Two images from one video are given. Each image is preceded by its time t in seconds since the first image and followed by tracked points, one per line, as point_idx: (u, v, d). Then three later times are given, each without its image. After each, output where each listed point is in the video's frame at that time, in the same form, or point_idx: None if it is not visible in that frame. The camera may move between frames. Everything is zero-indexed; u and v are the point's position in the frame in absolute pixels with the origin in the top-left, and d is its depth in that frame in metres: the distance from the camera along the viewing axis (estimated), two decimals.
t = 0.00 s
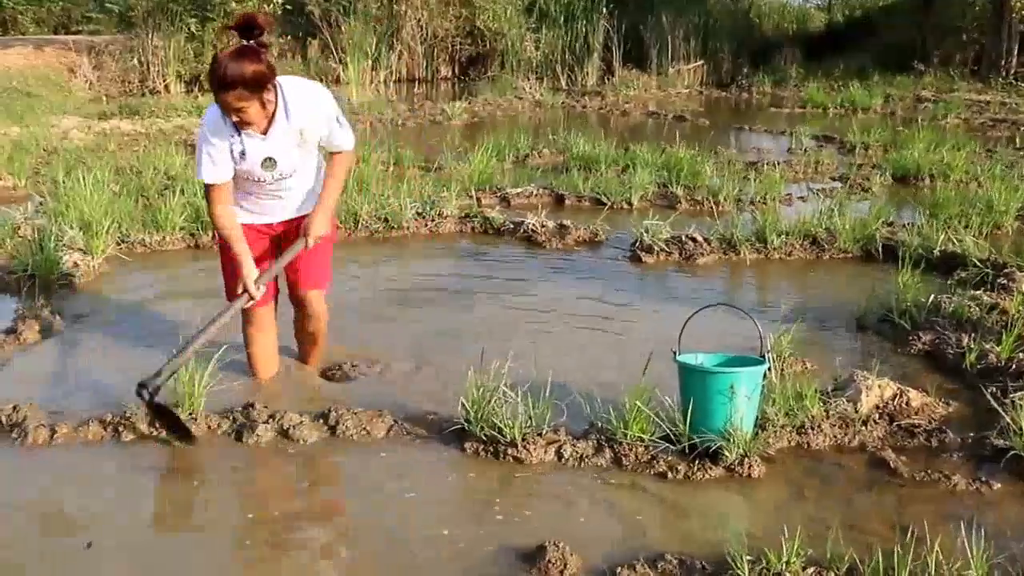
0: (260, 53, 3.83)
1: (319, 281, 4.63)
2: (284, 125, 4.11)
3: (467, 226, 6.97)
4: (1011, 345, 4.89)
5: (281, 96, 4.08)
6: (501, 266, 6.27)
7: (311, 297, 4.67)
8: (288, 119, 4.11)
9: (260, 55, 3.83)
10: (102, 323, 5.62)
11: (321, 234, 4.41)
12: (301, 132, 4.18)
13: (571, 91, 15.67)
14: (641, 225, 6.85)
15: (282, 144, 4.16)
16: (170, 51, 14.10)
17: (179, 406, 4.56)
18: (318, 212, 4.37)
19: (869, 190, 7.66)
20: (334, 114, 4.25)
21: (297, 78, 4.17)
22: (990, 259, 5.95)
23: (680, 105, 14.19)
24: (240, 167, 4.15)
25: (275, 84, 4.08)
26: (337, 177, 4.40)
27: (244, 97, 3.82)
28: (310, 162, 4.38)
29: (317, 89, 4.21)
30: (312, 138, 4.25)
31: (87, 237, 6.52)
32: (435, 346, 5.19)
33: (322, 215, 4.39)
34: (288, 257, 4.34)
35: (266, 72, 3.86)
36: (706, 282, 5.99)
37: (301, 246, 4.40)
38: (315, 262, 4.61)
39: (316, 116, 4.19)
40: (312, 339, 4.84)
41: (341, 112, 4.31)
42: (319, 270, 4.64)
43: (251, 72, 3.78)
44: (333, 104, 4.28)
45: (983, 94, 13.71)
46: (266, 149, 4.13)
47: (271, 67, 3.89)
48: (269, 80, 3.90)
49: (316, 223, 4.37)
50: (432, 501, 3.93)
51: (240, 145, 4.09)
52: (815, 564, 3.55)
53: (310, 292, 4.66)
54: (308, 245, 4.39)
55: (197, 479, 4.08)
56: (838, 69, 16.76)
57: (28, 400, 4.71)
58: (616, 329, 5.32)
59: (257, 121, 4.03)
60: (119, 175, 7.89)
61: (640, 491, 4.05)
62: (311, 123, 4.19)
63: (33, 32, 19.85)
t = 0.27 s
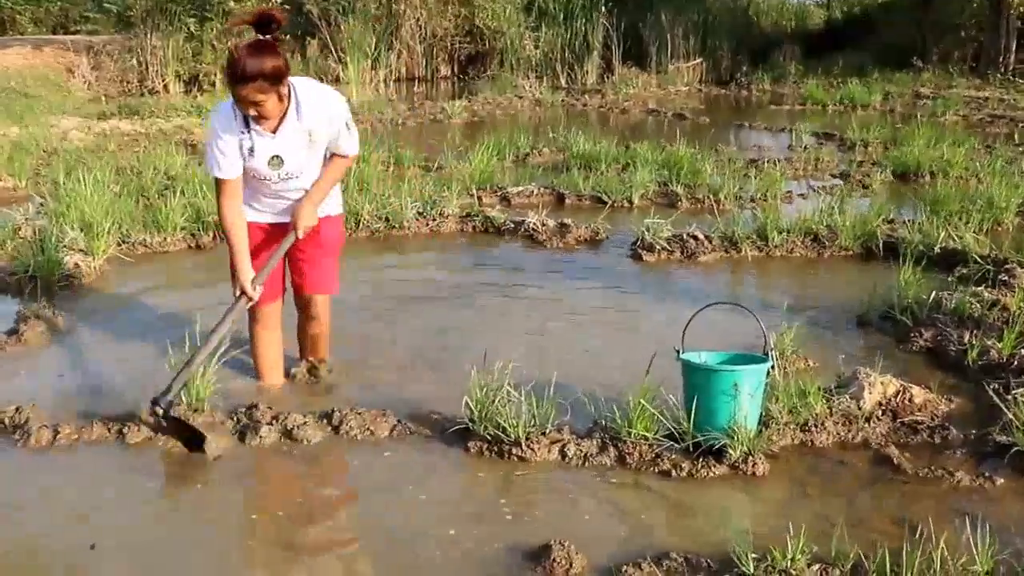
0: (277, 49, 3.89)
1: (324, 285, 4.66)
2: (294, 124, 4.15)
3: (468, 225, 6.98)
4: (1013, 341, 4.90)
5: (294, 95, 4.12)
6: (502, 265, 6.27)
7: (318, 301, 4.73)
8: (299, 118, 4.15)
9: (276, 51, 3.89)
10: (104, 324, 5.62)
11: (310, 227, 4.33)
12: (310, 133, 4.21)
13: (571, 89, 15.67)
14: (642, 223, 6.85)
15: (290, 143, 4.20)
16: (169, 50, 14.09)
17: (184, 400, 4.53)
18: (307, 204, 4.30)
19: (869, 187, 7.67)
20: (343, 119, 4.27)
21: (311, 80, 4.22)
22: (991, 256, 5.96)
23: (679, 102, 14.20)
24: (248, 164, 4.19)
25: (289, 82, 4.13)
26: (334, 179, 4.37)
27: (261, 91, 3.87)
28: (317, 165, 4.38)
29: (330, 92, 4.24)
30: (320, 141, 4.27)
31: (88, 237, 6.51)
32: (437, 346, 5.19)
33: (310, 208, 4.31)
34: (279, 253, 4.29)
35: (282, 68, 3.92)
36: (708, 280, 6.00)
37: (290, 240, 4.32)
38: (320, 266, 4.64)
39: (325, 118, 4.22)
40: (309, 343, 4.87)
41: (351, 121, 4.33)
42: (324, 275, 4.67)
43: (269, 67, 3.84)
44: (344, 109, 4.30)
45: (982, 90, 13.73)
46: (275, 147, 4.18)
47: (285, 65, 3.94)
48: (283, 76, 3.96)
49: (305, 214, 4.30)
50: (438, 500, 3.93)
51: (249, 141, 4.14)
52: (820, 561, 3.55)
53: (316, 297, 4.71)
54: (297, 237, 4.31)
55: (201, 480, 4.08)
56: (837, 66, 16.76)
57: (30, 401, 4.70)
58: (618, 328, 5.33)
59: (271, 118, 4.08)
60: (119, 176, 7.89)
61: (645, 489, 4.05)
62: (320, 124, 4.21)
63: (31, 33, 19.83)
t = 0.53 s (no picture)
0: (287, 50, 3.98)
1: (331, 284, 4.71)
2: (302, 125, 4.23)
3: (468, 225, 6.98)
4: (1014, 338, 4.92)
5: (302, 97, 4.21)
6: (503, 265, 6.28)
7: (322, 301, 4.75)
8: (307, 118, 4.24)
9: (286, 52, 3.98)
10: (105, 325, 5.62)
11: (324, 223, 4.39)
12: (318, 133, 4.28)
13: (569, 88, 15.68)
14: (642, 222, 6.87)
15: (298, 144, 4.27)
16: (167, 51, 14.10)
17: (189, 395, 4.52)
18: (319, 200, 4.36)
19: (869, 185, 7.69)
20: (352, 119, 4.35)
21: (320, 82, 4.30)
22: (990, 253, 5.98)
23: (678, 101, 14.21)
24: (257, 164, 4.26)
25: (297, 84, 4.22)
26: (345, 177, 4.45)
27: (272, 91, 3.96)
28: (326, 166, 4.45)
29: (339, 94, 4.32)
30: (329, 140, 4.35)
31: (88, 238, 6.51)
32: (439, 345, 5.20)
33: (324, 203, 4.38)
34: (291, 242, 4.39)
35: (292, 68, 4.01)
36: (708, 278, 6.01)
37: (303, 233, 4.40)
38: (327, 265, 4.70)
39: (333, 119, 4.30)
40: (310, 344, 4.88)
41: (360, 118, 4.40)
42: (330, 274, 4.72)
43: (278, 68, 3.93)
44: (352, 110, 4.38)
45: (980, 87, 13.74)
46: (284, 147, 4.24)
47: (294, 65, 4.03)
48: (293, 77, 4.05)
49: (319, 210, 4.37)
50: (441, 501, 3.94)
51: (258, 142, 4.21)
52: (823, 558, 3.56)
53: (321, 296, 4.75)
54: (311, 231, 4.38)
55: (205, 481, 4.09)
56: (835, 64, 16.77)
57: (33, 404, 4.71)
58: (619, 327, 5.34)
59: (280, 118, 4.16)
60: (118, 177, 7.88)
61: (649, 487, 4.07)
62: (328, 125, 4.29)
63: (28, 33, 19.82)
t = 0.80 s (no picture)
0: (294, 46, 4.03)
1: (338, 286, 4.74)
2: (310, 122, 4.26)
3: (467, 225, 6.98)
4: (1012, 335, 4.94)
5: (312, 95, 4.25)
6: (503, 265, 6.28)
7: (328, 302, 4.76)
8: (315, 116, 4.27)
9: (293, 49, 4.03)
10: (104, 327, 5.61)
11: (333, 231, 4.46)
12: (326, 132, 4.31)
13: (565, 87, 15.68)
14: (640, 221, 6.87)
15: (306, 141, 4.30)
16: (163, 52, 14.08)
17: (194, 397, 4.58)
18: (331, 208, 4.43)
19: (866, 183, 7.71)
20: (359, 121, 4.37)
21: (331, 82, 4.34)
22: (988, 250, 6.00)
23: (674, 100, 14.22)
24: (266, 160, 4.29)
25: (306, 83, 4.27)
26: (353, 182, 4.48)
27: (276, 83, 4.02)
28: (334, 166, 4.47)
29: (349, 95, 4.35)
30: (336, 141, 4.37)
31: (86, 241, 6.51)
32: (439, 346, 5.20)
33: (334, 213, 4.44)
34: (303, 256, 4.42)
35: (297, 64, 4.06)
36: (707, 277, 6.02)
37: (314, 243, 4.46)
38: (334, 267, 4.72)
39: (341, 118, 4.33)
40: (314, 343, 4.91)
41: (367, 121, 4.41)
42: (338, 276, 4.74)
43: (282, 61, 3.98)
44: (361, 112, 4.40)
45: (974, 85, 13.79)
46: (291, 144, 4.27)
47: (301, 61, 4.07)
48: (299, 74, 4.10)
49: (330, 218, 4.43)
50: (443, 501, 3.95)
51: (267, 137, 4.25)
52: (826, 556, 3.58)
53: (328, 297, 4.76)
54: (321, 241, 4.45)
55: (207, 483, 4.09)
56: (831, 62, 16.80)
57: (33, 406, 4.70)
58: (619, 326, 5.35)
59: (287, 114, 4.20)
60: (116, 179, 7.87)
61: (651, 486, 4.08)
62: (336, 124, 4.32)
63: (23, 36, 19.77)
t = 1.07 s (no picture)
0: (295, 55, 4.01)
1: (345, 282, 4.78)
2: (312, 126, 4.27)
3: (465, 225, 6.98)
4: (1010, 332, 4.95)
5: (313, 99, 4.25)
6: (502, 265, 6.29)
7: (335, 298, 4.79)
8: (317, 120, 4.28)
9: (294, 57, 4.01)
10: (104, 329, 5.59)
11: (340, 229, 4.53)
12: (328, 135, 4.33)
13: (562, 87, 15.69)
14: (639, 221, 6.88)
15: (309, 145, 4.31)
16: (159, 54, 14.08)
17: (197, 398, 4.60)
18: (337, 210, 4.50)
19: (863, 182, 7.72)
20: (362, 122, 4.40)
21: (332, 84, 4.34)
22: (985, 248, 6.02)
23: (671, 100, 14.23)
24: (270, 165, 4.30)
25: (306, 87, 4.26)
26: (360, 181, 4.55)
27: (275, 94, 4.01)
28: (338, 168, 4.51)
29: (349, 95, 4.36)
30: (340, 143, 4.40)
31: (85, 243, 6.50)
32: (439, 346, 5.20)
33: (341, 213, 4.52)
34: (311, 253, 4.44)
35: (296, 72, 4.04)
36: (705, 276, 6.03)
37: (323, 241, 4.50)
38: (341, 265, 4.74)
39: (344, 121, 4.34)
40: (318, 341, 4.91)
41: (370, 121, 4.45)
42: (344, 274, 4.76)
43: (278, 70, 3.95)
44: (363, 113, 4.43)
45: (970, 83, 13.83)
46: (294, 149, 4.28)
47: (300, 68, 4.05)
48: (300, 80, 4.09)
49: (341, 217, 4.51)
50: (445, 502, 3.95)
51: (270, 142, 4.25)
52: (827, 553, 3.58)
53: (334, 294, 4.79)
54: (329, 240, 4.51)
55: (209, 485, 4.08)
56: (827, 61, 16.83)
57: (33, 409, 4.69)
58: (619, 326, 5.35)
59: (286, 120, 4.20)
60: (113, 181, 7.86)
61: (652, 485, 4.09)
62: (338, 126, 4.34)
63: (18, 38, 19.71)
